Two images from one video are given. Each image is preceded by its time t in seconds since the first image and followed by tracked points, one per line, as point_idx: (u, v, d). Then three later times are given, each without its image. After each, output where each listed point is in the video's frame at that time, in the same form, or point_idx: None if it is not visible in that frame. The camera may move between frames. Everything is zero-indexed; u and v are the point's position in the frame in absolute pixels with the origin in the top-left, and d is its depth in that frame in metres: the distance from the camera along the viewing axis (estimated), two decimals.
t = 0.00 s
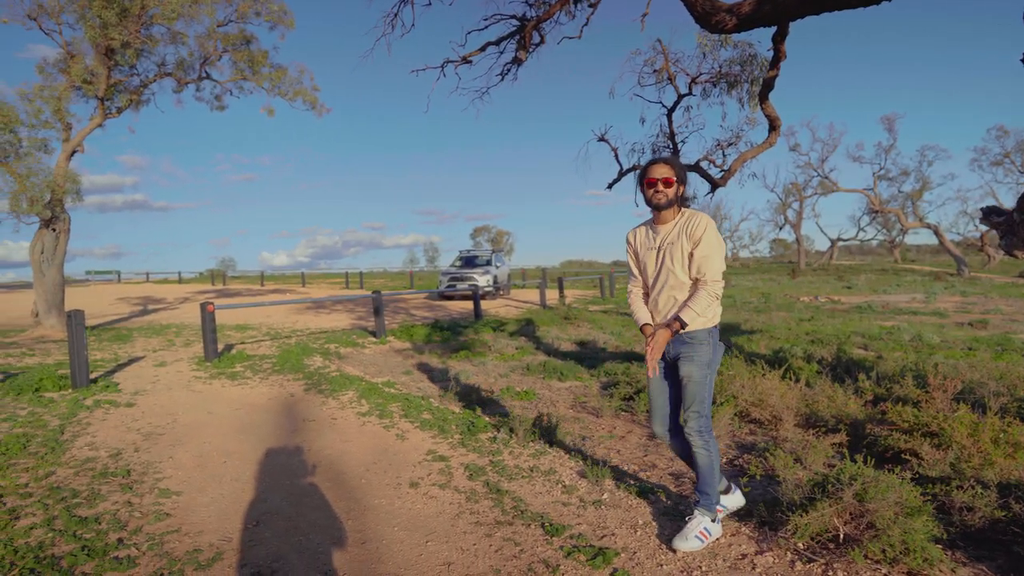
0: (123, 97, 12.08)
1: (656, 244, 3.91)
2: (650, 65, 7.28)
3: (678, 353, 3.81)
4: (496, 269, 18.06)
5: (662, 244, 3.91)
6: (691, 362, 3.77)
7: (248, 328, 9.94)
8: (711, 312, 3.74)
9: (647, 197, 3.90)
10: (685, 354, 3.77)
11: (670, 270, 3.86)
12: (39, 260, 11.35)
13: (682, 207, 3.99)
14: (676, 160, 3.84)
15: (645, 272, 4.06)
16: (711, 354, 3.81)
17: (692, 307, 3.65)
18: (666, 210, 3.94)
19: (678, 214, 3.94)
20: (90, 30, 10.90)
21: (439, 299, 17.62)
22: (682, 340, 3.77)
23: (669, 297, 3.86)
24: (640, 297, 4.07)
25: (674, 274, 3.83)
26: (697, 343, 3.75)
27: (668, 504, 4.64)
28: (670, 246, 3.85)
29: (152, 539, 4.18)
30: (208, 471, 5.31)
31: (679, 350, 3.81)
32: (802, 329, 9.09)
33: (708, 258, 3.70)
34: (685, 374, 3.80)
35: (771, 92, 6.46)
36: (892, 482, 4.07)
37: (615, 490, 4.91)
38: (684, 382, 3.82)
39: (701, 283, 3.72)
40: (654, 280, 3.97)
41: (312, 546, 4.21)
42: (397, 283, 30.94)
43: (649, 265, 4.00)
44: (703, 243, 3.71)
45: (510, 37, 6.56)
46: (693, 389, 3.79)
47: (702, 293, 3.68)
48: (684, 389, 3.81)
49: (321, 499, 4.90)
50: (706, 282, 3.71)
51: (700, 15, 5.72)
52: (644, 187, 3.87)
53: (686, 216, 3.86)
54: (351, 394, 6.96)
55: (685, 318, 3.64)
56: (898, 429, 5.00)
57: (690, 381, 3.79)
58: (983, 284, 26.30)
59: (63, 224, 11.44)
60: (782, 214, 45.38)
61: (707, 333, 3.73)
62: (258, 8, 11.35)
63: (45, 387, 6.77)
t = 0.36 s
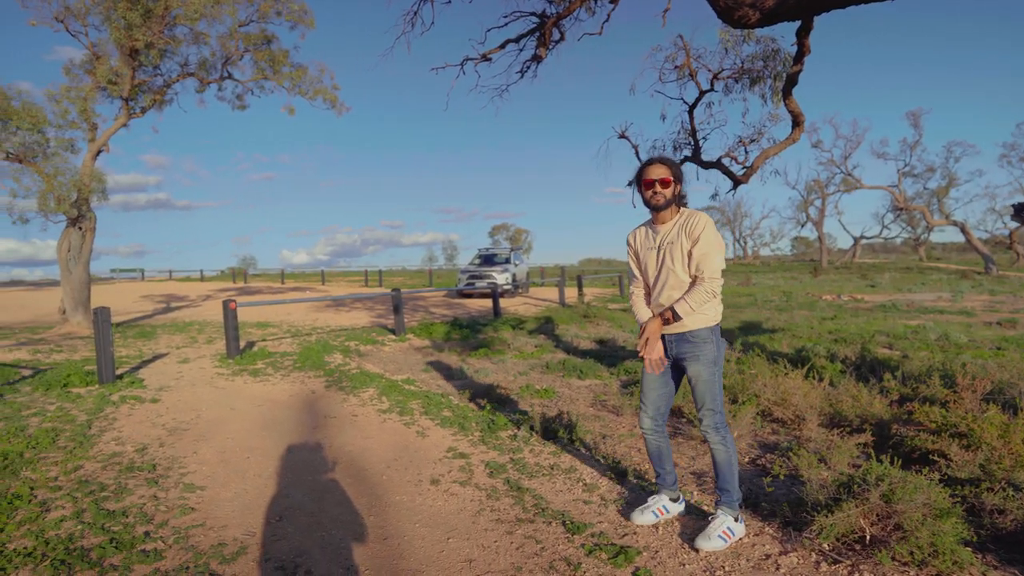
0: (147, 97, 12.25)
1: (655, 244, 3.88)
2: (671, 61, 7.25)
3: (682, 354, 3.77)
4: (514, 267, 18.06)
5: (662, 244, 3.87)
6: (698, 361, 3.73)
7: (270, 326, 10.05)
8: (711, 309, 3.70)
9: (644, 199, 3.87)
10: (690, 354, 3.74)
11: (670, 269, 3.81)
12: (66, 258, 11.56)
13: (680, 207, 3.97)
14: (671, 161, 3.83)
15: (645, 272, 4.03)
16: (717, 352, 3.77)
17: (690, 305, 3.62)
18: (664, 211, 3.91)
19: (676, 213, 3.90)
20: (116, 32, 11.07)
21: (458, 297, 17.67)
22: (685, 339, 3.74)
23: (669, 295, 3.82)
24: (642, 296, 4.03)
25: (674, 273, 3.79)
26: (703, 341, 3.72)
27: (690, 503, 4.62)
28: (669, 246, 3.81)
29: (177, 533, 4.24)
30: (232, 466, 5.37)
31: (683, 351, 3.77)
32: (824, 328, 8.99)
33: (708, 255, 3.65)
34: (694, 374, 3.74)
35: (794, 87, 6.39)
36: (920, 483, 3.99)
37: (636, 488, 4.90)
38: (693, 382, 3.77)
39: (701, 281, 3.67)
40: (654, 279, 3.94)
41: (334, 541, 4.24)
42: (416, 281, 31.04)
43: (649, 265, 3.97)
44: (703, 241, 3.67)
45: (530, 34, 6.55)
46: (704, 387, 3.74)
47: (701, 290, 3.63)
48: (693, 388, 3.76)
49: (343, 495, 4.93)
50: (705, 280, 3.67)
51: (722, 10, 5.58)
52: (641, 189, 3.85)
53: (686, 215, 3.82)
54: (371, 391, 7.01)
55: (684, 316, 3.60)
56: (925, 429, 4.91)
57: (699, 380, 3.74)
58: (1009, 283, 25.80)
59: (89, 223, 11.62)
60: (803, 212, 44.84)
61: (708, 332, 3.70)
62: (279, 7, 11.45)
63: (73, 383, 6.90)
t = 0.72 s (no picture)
0: (172, 95, 12.40)
1: (657, 240, 3.80)
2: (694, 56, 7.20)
3: (685, 344, 3.72)
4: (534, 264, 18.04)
5: (663, 240, 3.80)
6: (700, 349, 3.69)
7: (292, 322, 10.14)
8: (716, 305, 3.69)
9: (644, 197, 3.84)
10: (692, 344, 3.69)
11: (672, 266, 3.74)
12: (94, 254, 11.77)
13: (678, 204, 3.93)
14: (669, 158, 3.78)
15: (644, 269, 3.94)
16: (717, 342, 3.74)
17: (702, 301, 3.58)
18: (663, 207, 3.87)
19: (675, 210, 3.86)
20: (142, 31, 11.23)
21: (477, 294, 17.69)
22: (690, 333, 3.70)
23: (673, 291, 3.74)
24: (640, 293, 3.94)
25: (679, 270, 3.72)
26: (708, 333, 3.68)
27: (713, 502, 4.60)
28: (672, 242, 3.74)
29: (204, 525, 4.30)
30: (257, 460, 5.44)
31: (685, 342, 3.72)
32: (849, 325, 8.88)
33: (713, 252, 3.64)
34: (693, 363, 3.71)
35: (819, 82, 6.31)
36: (949, 483, 3.90)
37: (658, 485, 4.88)
38: (691, 371, 3.73)
39: (707, 277, 3.65)
40: (655, 276, 3.85)
41: (357, 535, 4.27)
42: (436, 278, 31.11)
43: (649, 261, 3.88)
44: (708, 238, 3.64)
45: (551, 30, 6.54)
46: (701, 376, 3.70)
47: (709, 286, 3.62)
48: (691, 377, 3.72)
49: (365, 490, 4.97)
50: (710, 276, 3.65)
51: (746, 3, 5.55)
52: (642, 186, 3.79)
53: (686, 212, 3.78)
54: (392, 386, 7.06)
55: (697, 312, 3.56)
56: (954, 429, 4.81)
57: (698, 368, 3.69)
58: None
59: (116, 220, 11.81)
60: (827, 208, 44.21)
61: (713, 326, 3.67)
62: (301, 6, 11.53)
63: (101, 377, 7.02)
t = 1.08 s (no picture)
0: (195, 93, 12.55)
1: (674, 233, 3.78)
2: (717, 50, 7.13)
3: (701, 341, 3.67)
4: (553, 260, 18.01)
5: (680, 233, 3.77)
6: (716, 347, 3.64)
7: (312, 317, 10.23)
8: (732, 298, 3.63)
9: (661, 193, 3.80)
10: (708, 342, 3.64)
11: (688, 258, 3.70)
12: (119, 250, 11.96)
13: (696, 199, 3.89)
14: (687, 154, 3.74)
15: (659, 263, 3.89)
16: (733, 340, 3.70)
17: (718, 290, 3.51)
18: (681, 203, 3.84)
19: (693, 205, 3.83)
20: (165, 29, 11.37)
21: (496, 290, 17.71)
22: (704, 327, 3.64)
23: (688, 282, 3.68)
24: (655, 286, 3.90)
25: (695, 261, 3.67)
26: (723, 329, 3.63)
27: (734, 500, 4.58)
28: (689, 233, 3.71)
29: (227, 517, 4.36)
30: (279, 453, 5.50)
31: (702, 339, 3.66)
32: (873, 323, 8.76)
33: (730, 243, 3.60)
34: (709, 361, 3.68)
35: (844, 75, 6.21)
36: (978, 484, 3.82)
37: (678, 482, 4.86)
38: (707, 369, 3.70)
39: (724, 268, 3.60)
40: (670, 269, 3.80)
41: (378, 529, 4.30)
42: (454, 274, 31.16)
43: (665, 254, 3.84)
44: (726, 229, 3.62)
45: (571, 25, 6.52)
46: (718, 374, 3.67)
47: (727, 277, 3.56)
48: (708, 375, 3.69)
49: (386, 484, 5.00)
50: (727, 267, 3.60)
51: None
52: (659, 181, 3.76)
53: (704, 206, 3.75)
54: (412, 381, 7.10)
55: (714, 301, 3.49)
56: (983, 428, 4.71)
57: (716, 367, 3.66)
58: None
59: (141, 216, 11.99)
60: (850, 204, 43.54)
61: (729, 322, 3.62)
62: (322, 3, 11.60)
63: (126, 370, 7.14)
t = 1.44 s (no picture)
0: (218, 91, 12.71)
1: (697, 230, 3.76)
2: (739, 46, 7.07)
3: (717, 339, 3.64)
4: (572, 257, 17.99)
5: (702, 231, 3.76)
6: (733, 345, 3.60)
7: (333, 313, 10.33)
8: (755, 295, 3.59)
9: (681, 192, 3.79)
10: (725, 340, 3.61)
11: (711, 255, 3.67)
12: (145, 246, 12.17)
13: (718, 198, 3.87)
14: (708, 154, 3.73)
15: (682, 260, 3.87)
16: (752, 339, 3.66)
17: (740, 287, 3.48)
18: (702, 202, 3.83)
19: (715, 204, 3.81)
20: (190, 28, 11.53)
21: (515, 287, 17.72)
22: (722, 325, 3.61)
23: (708, 279, 3.66)
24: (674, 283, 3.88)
25: (716, 259, 3.66)
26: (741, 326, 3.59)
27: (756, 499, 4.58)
28: (713, 230, 3.69)
29: (251, 510, 4.43)
30: (301, 447, 5.58)
31: (718, 337, 3.64)
32: (897, 322, 8.64)
33: (755, 242, 3.58)
34: (727, 360, 3.63)
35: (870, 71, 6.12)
36: (1008, 487, 3.74)
37: (699, 480, 4.84)
38: (725, 368, 3.65)
39: (747, 266, 3.57)
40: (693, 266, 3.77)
41: (399, 523, 4.34)
42: (473, 271, 31.21)
43: (685, 251, 3.83)
44: (750, 228, 3.59)
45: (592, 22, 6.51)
46: (736, 373, 3.63)
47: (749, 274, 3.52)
48: (726, 374, 3.65)
49: (407, 479, 5.04)
50: (752, 265, 3.56)
51: None
52: (680, 181, 3.76)
53: (726, 205, 3.72)
54: (432, 377, 7.15)
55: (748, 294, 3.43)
56: (1011, 429, 4.63)
57: (733, 365, 3.61)
58: None
59: (166, 213, 12.17)
60: (873, 201, 42.87)
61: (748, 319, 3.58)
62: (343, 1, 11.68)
63: (152, 364, 7.27)
